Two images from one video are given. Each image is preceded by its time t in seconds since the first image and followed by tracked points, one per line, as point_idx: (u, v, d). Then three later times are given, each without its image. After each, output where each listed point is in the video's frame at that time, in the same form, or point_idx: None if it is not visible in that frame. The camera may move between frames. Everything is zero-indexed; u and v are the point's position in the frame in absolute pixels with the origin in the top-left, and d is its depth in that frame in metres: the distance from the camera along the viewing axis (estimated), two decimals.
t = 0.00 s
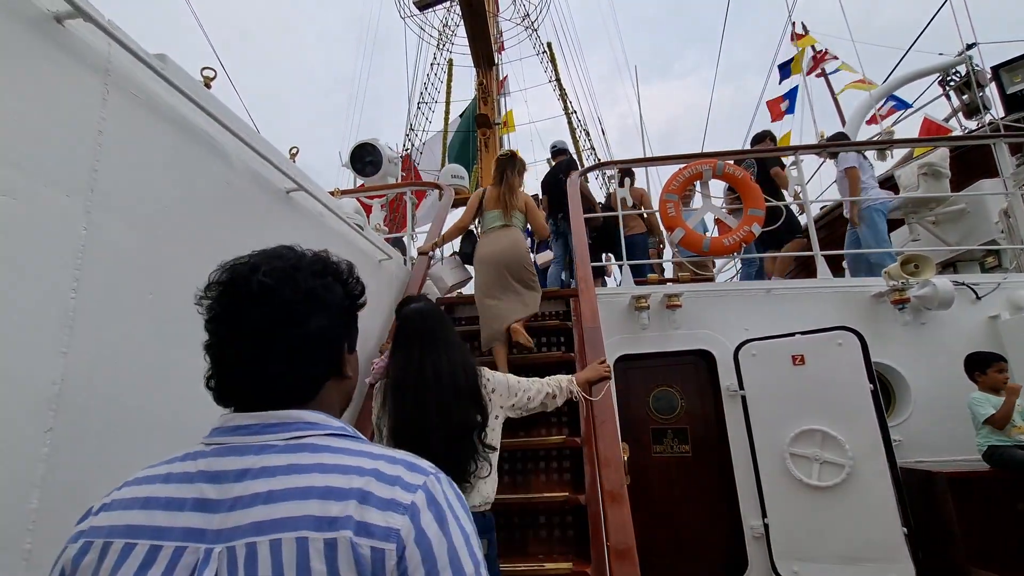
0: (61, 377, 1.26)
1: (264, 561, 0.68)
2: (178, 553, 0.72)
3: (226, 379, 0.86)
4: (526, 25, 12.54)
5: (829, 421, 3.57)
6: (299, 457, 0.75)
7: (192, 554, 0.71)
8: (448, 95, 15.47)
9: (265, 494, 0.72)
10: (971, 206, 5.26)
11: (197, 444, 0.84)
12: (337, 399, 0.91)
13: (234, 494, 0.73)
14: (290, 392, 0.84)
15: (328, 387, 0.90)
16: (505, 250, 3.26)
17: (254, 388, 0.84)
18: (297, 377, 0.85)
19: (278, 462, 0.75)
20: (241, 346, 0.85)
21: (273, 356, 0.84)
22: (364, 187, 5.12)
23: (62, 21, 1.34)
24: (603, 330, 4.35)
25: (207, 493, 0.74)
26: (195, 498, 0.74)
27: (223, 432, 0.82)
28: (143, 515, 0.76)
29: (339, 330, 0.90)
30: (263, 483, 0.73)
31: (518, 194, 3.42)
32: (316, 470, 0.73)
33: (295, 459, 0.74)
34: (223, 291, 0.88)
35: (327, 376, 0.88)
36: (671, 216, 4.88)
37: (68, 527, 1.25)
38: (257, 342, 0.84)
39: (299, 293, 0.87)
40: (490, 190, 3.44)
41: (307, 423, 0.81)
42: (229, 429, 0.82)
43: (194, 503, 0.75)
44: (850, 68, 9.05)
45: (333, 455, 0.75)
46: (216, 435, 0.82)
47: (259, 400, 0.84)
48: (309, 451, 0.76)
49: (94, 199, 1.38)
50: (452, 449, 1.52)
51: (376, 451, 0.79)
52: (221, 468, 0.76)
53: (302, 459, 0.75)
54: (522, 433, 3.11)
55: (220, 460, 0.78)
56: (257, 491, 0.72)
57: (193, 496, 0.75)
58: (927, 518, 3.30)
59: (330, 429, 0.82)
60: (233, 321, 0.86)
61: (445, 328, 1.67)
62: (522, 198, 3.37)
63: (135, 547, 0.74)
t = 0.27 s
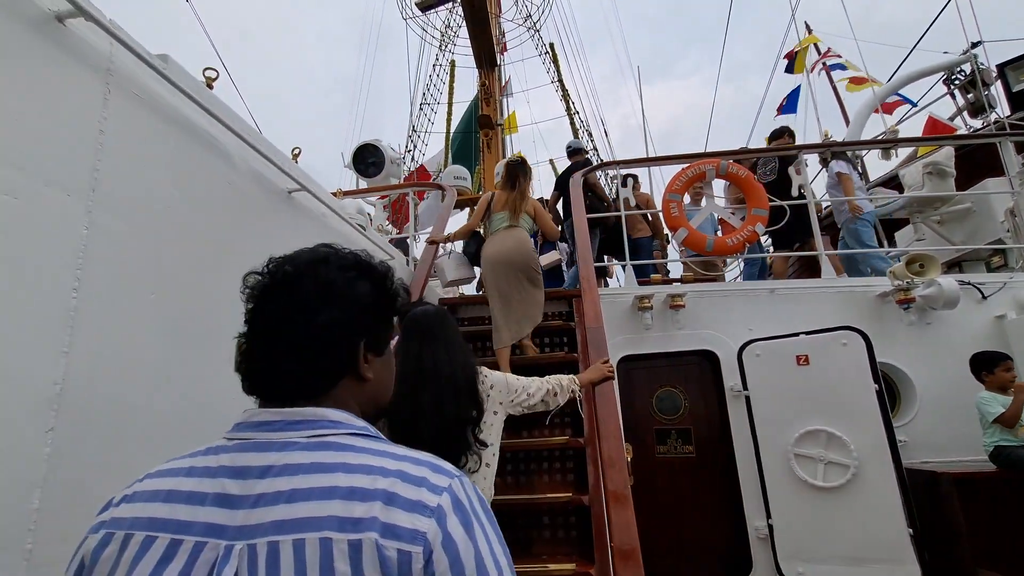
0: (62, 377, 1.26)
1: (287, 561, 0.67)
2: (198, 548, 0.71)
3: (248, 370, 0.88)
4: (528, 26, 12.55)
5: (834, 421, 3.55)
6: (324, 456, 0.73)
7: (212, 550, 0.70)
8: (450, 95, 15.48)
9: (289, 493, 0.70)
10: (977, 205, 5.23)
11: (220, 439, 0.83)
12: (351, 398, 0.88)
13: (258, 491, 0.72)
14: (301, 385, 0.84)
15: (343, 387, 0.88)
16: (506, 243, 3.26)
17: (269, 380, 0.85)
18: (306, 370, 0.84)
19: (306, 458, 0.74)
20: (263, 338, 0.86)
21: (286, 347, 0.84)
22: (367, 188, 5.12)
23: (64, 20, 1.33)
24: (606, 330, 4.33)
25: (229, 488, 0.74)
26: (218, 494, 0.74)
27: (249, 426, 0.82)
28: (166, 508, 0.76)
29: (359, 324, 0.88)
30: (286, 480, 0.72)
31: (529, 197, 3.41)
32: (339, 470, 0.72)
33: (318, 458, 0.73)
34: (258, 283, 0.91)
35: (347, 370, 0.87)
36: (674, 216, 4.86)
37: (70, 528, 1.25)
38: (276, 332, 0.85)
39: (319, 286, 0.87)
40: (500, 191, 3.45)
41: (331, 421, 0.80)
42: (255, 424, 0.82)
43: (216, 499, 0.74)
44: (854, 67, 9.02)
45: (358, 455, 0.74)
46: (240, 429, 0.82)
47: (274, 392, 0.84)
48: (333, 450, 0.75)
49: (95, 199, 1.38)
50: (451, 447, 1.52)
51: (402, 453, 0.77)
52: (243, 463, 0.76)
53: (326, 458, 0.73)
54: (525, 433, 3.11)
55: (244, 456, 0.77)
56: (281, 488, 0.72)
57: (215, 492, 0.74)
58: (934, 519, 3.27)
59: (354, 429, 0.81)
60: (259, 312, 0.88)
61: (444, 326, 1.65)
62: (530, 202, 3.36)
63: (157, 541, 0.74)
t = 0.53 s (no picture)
0: (71, 377, 1.26)
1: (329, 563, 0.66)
2: (239, 545, 0.71)
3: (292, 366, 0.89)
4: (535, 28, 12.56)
5: (845, 424, 3.50)
6: (366, 457, 0.72)
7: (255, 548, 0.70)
8: (457, 98, 15.53)
9: (333, 494, 0.70)
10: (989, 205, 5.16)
11: (262, 434, 0.84)
12: (393, 395, 0.87)
13: (300, 489, 0.72)
14: (338, 382, 0.84)
15: (385, 386, 0.87)
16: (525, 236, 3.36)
17: (309, 376, 0.86)
18: (344, 368, 0.84)
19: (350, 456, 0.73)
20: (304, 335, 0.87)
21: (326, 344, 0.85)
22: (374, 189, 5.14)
23: (74, 21, 1.34)
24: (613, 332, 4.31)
25: (274, 483, 0.74)
26: (259, 490, 0.74)
27: (292, 423, 0.82)
28: (209, 501, 0.76)
29: (399, 321, 0.87)
30: (328, 481, 0.71)
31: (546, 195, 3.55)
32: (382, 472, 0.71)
33: (359, 459, 0.72)
34: (298, 282, 0.91)
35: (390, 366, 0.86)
36: (682, 217, 4.83)
37: (78, 528, 1.25)
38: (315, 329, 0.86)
39: (358, 284, 0.87)
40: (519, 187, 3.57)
41: (371, 422, 0.80)
42: (298, 421, 0.82)
43: (257, 495, 0.74)
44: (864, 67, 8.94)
45: (402, 459, 0.72)
46: (284, 426, 0.82)
47: (314, 389, 0.85)
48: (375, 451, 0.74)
49: (105, 200, 1.38)
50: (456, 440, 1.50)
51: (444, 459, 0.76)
52: (284, 461, 0.75)
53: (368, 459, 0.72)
54: (533, 435, 3.10)
55: (287, 452, 0.77)
56: (324, 486, 0.71)
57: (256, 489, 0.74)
58: (948, 524, 3.22)
59: (396, 431, 0.79)
60: (299, 310, 0.89)
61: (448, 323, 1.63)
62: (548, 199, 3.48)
63: (199, 534, 0.75)
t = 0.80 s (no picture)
0: (94, 382, 1.26)
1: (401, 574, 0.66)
2: (305, 553, 0.72)
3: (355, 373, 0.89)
4: (547, 38, 12.64)
5: (869, 435, 3.41)
6: (435, 469, 0.72)
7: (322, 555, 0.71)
8: (470, 108, 15.64)
9: (403, 504, 0.69)
10: (1015, 211, 5.03)
11: (322, 440, 0.84)
12: (455, 403, 0.90)
13: (367, 499, 0.71)
14: (411, 389, 0.85)
15: (450, 394, 0.90)
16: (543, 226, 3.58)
17: (379, 383, 0.86)
18: (417, 372, 0.85)
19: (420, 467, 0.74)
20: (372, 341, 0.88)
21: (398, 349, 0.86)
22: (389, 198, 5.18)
23: (100, 30, 1.36)
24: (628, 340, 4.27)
25: (339, 490, 0.74)
26: (324, 497, 0.74)
27: (355, 430, 0.82)
28: (272, 506, 0.77)
29: (465, 329, 0.91)
30: (396, 491, 0.71)
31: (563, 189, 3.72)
32: (454, 484, 0.71)
33: (428, 470, 0.72)
34: (363, 287, 0.92)
35: (457, 373, 0.89)
36: (698, 224, 4.79)
37: (99, 533, 1.25)
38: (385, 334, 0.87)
39: (428, 290, 0.89)
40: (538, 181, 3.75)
41: (438, 433, 0.81)
42: (361, 427, 0.82)
43: (322, 502, 0.74)
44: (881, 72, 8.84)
45: (471, 473, 0.72)
46: (346, 431, 0.83)
47: (384, 396, 0.85)
48: (446, 462, 0.74)
49: (128, 206, 1.39)
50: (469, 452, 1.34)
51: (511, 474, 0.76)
52: (349, 468, 0.75)
53: (438, 471, 0.73)
54: (548, 444, 3.07)
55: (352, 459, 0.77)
56: (392, 496, 0.71)
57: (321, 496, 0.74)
58: (979, 540, 3.11)
59: (459, 444, 0.80)
60: (367, 313, 0.90)
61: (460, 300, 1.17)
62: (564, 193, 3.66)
63: (263, 539, 0.76)
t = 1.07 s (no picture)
0: (120, 402, 1.28)
1: None
2: (375, 562, 0.77)
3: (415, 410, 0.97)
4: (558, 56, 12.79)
5: (894, 456, 3.33)
6: (496, 489, 0.81)
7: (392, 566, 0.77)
8: (482, 126, 15.82)
9: (469, 518, 0.77)
10: None
11: (383, 460, 0.91)
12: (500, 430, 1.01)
13: (435, 515, 0.79)
14: (474, 422, 0.94)
15: (497, 422, 1.00)
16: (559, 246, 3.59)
17: (443, 418, 0.94)
18: (477, 406, 0.95)
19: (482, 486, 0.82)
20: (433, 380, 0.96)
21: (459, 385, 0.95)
22: (403, 215, 5.22)
23: (133, 57, 1.40)
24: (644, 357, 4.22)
25: (407, 505, 0.81)
26: (394, 512, 0.80)
27: (416, 453, 0.91)
28: (341, 519, 0.82)
29: (508, 364, 1.03)
30: (463, 507, 0.78)
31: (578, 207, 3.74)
32: (515, 501, 0.80)
33: (490, 490, 0.81)
34: (417, 329, 1.01)
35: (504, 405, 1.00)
36: (713, 240, 4.76)
37: (123, 554, 1.25)
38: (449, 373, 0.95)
39: (481, 331, 0.99)
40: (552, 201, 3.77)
41: (492, 458, 0.90)
42: (422, 450, 0.91)
43: (391, 518, 0.80)
44: (894, 87, 8.80)
45: (528, 494, 0.81)
46: (406, 454, 0.91)
47: (447, 430, 0.94)
48: (505, 483, 0.83)
49: (157, 227, 1.42)
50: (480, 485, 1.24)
51: (560, 497, 0.85)
52: (416, 486, 0.82)
53: (499, 490, 0.81)
54: (564, 463, 3.03)
55: (417, 478, 0.84)
56: (459, 513, 0.78)
57: (391, 512, 0.81)
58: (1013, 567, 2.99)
59: (511, 469, 0.89)
60: (425, 354, 0.98)
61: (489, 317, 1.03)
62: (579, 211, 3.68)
63: (333, 549, 0.81)
